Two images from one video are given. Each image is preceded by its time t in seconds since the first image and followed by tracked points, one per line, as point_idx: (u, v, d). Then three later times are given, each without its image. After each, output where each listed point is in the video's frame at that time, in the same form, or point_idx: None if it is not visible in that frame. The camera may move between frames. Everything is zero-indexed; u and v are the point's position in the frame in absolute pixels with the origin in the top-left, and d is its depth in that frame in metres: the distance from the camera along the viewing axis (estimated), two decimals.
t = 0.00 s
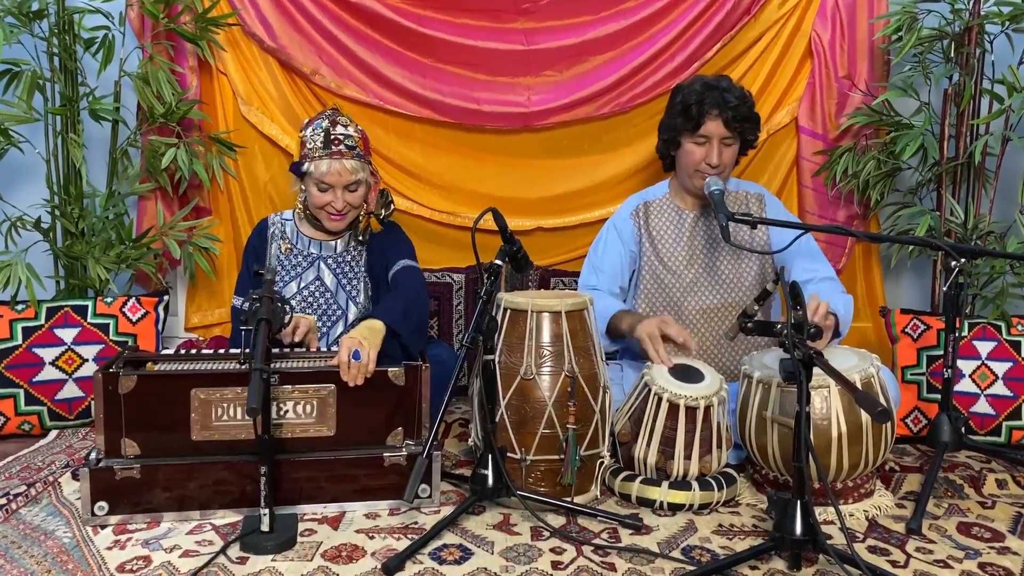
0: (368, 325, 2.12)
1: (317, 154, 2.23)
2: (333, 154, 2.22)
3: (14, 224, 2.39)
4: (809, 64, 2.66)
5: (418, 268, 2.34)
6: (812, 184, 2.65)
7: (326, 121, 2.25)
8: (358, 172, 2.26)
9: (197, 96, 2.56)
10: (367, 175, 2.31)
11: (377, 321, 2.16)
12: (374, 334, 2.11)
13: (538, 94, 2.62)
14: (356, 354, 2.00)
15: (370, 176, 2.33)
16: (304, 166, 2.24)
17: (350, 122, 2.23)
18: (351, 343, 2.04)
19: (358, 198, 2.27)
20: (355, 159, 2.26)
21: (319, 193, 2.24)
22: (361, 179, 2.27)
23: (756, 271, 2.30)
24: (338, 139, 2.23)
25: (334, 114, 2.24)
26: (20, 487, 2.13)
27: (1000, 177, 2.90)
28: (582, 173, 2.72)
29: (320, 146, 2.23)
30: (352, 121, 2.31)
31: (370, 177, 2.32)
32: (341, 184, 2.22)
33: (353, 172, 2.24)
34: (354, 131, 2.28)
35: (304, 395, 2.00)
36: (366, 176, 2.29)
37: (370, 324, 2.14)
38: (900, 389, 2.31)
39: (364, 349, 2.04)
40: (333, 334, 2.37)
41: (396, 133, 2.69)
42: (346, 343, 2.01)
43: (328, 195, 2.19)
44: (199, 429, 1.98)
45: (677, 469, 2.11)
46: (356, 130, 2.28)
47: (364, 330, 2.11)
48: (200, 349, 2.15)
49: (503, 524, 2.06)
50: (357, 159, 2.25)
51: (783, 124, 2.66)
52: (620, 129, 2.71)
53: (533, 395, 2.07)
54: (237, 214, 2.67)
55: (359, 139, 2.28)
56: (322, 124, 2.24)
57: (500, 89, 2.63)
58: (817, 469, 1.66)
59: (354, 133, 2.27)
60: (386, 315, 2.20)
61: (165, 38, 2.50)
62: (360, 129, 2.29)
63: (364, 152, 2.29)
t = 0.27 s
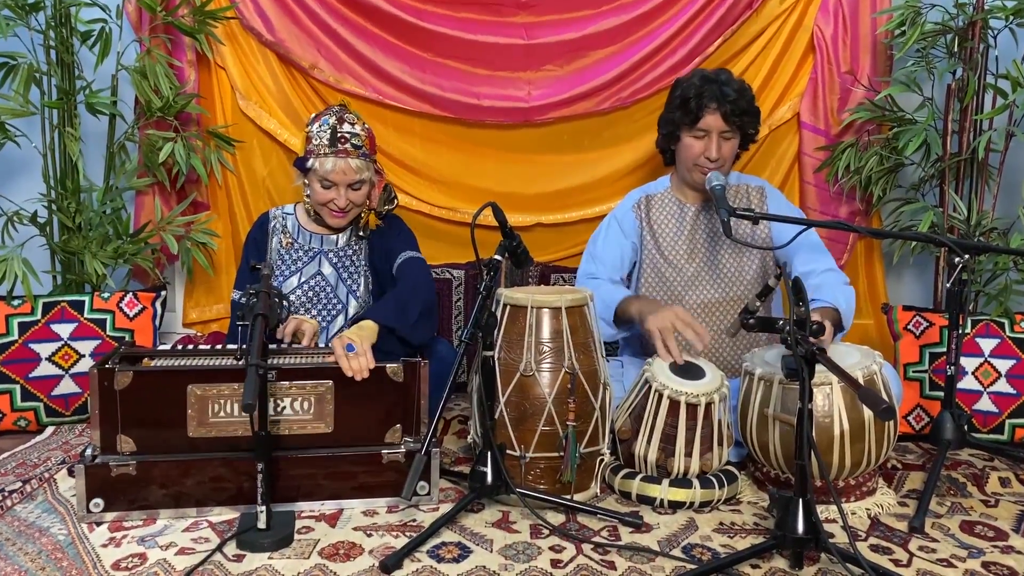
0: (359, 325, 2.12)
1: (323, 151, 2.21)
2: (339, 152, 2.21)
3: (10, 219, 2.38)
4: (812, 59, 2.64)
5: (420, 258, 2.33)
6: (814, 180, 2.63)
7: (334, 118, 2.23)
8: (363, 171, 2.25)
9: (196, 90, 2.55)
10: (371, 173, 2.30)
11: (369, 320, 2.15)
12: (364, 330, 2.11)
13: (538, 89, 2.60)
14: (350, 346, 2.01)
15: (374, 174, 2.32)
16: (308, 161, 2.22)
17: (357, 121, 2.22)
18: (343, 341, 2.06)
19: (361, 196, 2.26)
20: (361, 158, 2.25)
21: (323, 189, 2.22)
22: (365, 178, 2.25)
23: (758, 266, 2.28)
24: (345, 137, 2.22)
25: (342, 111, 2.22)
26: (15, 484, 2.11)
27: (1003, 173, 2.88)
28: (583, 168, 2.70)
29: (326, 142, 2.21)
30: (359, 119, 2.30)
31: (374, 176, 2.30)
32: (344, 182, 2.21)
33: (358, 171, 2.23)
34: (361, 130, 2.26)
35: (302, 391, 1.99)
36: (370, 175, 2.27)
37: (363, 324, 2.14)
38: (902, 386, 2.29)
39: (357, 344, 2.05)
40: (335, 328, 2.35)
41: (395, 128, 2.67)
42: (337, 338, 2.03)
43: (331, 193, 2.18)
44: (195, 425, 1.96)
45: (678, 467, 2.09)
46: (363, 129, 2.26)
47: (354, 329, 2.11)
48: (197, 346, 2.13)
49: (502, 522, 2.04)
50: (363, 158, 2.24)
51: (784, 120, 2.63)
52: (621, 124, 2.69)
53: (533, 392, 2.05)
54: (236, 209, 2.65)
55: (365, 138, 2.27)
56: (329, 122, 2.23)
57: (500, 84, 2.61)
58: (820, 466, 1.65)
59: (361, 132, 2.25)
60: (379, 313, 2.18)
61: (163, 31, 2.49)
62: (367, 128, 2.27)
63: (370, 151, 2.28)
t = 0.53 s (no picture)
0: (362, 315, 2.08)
1: (321, 145, 2.22)
2: (336, 146, 2.21)
3: (12, 216, 2.37)
4: (818, 56, 2.62)
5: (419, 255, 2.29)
6: (820, 178, 2.60)
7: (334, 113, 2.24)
8: (361, 166, 2.24)
9: (198, 87, 2.53)
10: (372, 169, 2.29)
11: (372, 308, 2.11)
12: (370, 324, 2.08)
13: (542, 87, 2.58)
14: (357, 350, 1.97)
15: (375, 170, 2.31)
16: (307, 156, 2.23)
17: (355, 116, 2.21)
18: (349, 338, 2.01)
19: (359, 191, 2.25)
20: (359, 152, 2.24)
21: (321, 184, 2.23)
22: (364, 173, 2.25)
23: (764, 267, 2.26)
24: (342, 131, 2.21)
25: (342, 106, 2.22)
26: (17, 483, 2.10)
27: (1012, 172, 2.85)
28: (587, 167, 2.69)
29: (325, 137, 2.22)
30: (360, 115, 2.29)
31: (373, 171, 2.30)
32: (342, 176, 2.21)
33: (356, 166, 2.22)
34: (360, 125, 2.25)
35: (304, 390, 1.97)
36: (369, 170, 2.27)
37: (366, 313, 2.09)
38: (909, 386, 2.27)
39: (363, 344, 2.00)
40: (337, 327, 2.34)
41: (398, 125, 2.66)
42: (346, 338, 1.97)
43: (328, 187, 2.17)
44: (198, 424, 1.95)
45: (683, 467, 2.07)
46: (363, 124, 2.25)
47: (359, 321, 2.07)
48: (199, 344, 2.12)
49: (506, 522, 2.03)
50: (361, 153, 2.23)
51: (790, 118, 2.62)
52: (625, 122, 2.67)
53: (537, 391, 2.04)
54: (238, 207, 2.64)
55: (365, 133, 2.26)
56: (328, 116, 2.23)
57: (504, 82, 2.59)
58: (826, 467, 1.63)
59: (360, 127, 2.24)
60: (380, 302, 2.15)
61: (165, 28, 2.48)
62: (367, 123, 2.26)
63: (369, 147, 2.26)
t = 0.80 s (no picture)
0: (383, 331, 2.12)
1: (305, 141, 2.21)
2: (317, 142, 2.19)
3: (20, 217, 2.37)
4: (827, 57, 2.60)
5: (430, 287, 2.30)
6: (829, 179, 2.58)
7: (320, 110, 2.23)
8: (344, 162, 2.20)
9: (205, 87, 2.53)
10: (359, 167, 2.26)
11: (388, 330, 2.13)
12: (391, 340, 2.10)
13: (550, 86, 2.57)
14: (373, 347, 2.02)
15: (362, 169, 2.27)
16: (294, 153, 2.23)
17: (337, 111, 2.18)
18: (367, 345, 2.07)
19: (345, 189, 2.22)
20: (342, 149, 2.21)
21: (307, 181, 2.22)
22: (347, 170, 2.21)
23: (774, 268, 2.25)
24: (324, 127, 2.20)
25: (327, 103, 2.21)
26: (24, 484, 2.10)
27: None
28: (595, 167, 2.67)
29: (307, 133, 2.21)
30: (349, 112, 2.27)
31: (360, 169, 2.26)
32: (324, 173, 2.19)
33: (337, 163, 2.19)
34: (344, 122, 2.22)
35: (311, 391, 1.97)
36: (355, 167, 2.23)
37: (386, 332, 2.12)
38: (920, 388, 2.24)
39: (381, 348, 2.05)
40: (339, 332, 2.33)
41: (406, 125, 2.65)
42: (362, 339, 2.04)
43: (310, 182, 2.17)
44: (205, 425, 1.95)
45: (692, 470, 2.06)
46: (347, 121, 2.23)
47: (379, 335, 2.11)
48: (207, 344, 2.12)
49: (514, 525, 2.02)
50: (343, 150, 2.20)
51: (799, 118, 2.59)
52: (633, 122, 2.65)
53: (546, 393, 2.03)
54: (245, 207, 2.63)
55: (350, 130, 2.23)
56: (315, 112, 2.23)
57: (512, 82, 2.58)
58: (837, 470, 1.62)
59: (343, 123, 2.21)
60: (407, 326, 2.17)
61: (172, 28, 2.48)
62: (352, 121, 2.23)
63: (353, 143, 2.23)
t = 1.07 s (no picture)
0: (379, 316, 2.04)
1: (295, 140, 2.13)
2: (307, 140, 2.11)
3: (14, 215, 2.29)
4: (850, 48, 2.51)
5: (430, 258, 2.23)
6: (852, 176, 2.49)
7: (310, 107, 2.15)
8: (336, 161, 2.12)
9: (205, 81, 2.45)
10: (353, 166, 2.18)
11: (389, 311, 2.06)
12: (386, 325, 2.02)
13: (561, 80, 2.48)
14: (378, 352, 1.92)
15: (356, 167, 2.19)
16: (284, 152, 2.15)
17: (328, 108, 2.11)
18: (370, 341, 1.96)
19: (336, 188, 2.13)
20: (333, 147, 2.13)
21: (298, 181, 2.14)
22: (339, 169, 2.13)
23: (794, 268, 2.16)
24: (314, 125, 2.11)
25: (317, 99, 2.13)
26: (19, 491, 2.03)
27: None
28: (608, 163, 2.59)
29: (296, 131, 2.13)
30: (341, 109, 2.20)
31: (353, 167, 2.18)
32: (315, 173, 2.11)
33: (329, 162, 2.11)
34: (335, 119, 2.14)
35: (315, 396, 1.89)
36: (347, 166, 2.15)
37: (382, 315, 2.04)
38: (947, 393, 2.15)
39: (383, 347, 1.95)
40: (340, 334, 2.26)
41: (412, 120, 2.57)
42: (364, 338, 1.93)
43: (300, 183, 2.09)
44: (205, 432, 1.87)
45: (711, 479, 1.98)
46: (339, 118, 2.15)
47: (375, 323, 2.02)
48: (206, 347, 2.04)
49: (526, 535, 1.94)
50: (334, 148, 2.12)
51: (820, 113, 2.51)
52: (646, 117, 2.57)
53: (558, 399, 1.95)
54: (247, 205, 2.55)
55: (341, 127, 2.14)
56: (305, 110, 2.15)
57: (521, 75, 2.49)
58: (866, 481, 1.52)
59: (335, 120, 2.13)
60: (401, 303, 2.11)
61: (171, 20, 2.40)
62: (344, 118, 2.15)
63: (346, 141, 2.15)
